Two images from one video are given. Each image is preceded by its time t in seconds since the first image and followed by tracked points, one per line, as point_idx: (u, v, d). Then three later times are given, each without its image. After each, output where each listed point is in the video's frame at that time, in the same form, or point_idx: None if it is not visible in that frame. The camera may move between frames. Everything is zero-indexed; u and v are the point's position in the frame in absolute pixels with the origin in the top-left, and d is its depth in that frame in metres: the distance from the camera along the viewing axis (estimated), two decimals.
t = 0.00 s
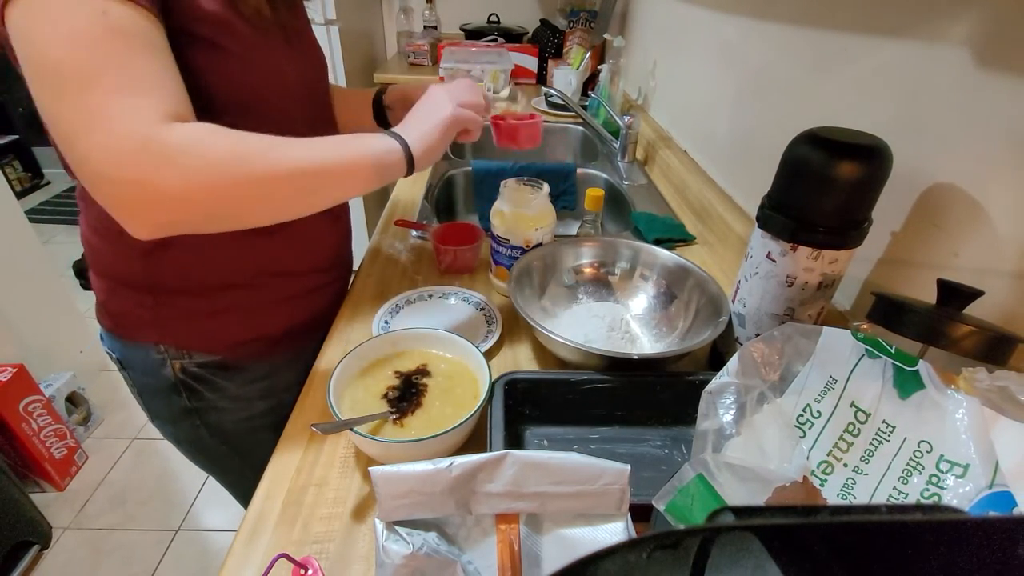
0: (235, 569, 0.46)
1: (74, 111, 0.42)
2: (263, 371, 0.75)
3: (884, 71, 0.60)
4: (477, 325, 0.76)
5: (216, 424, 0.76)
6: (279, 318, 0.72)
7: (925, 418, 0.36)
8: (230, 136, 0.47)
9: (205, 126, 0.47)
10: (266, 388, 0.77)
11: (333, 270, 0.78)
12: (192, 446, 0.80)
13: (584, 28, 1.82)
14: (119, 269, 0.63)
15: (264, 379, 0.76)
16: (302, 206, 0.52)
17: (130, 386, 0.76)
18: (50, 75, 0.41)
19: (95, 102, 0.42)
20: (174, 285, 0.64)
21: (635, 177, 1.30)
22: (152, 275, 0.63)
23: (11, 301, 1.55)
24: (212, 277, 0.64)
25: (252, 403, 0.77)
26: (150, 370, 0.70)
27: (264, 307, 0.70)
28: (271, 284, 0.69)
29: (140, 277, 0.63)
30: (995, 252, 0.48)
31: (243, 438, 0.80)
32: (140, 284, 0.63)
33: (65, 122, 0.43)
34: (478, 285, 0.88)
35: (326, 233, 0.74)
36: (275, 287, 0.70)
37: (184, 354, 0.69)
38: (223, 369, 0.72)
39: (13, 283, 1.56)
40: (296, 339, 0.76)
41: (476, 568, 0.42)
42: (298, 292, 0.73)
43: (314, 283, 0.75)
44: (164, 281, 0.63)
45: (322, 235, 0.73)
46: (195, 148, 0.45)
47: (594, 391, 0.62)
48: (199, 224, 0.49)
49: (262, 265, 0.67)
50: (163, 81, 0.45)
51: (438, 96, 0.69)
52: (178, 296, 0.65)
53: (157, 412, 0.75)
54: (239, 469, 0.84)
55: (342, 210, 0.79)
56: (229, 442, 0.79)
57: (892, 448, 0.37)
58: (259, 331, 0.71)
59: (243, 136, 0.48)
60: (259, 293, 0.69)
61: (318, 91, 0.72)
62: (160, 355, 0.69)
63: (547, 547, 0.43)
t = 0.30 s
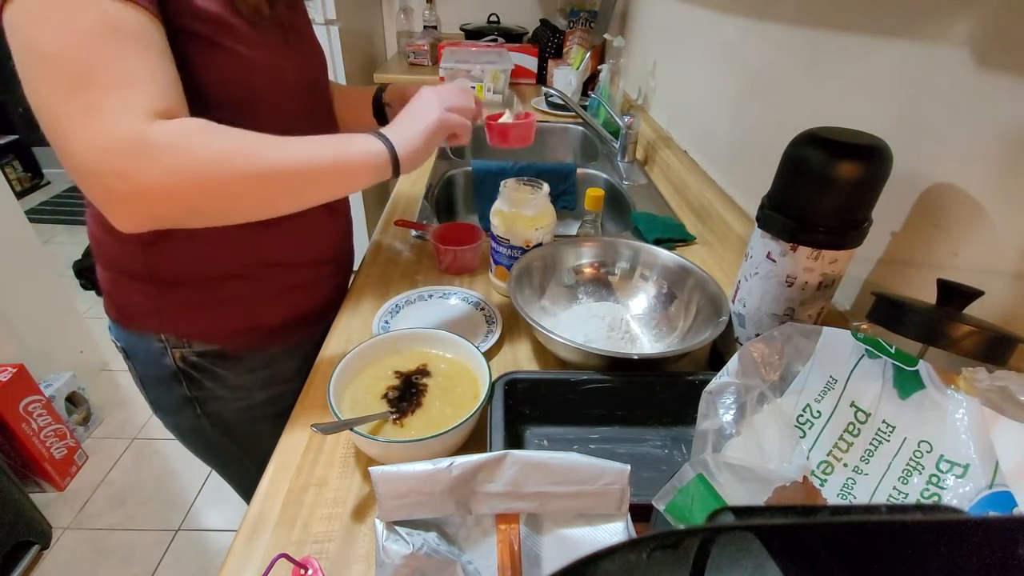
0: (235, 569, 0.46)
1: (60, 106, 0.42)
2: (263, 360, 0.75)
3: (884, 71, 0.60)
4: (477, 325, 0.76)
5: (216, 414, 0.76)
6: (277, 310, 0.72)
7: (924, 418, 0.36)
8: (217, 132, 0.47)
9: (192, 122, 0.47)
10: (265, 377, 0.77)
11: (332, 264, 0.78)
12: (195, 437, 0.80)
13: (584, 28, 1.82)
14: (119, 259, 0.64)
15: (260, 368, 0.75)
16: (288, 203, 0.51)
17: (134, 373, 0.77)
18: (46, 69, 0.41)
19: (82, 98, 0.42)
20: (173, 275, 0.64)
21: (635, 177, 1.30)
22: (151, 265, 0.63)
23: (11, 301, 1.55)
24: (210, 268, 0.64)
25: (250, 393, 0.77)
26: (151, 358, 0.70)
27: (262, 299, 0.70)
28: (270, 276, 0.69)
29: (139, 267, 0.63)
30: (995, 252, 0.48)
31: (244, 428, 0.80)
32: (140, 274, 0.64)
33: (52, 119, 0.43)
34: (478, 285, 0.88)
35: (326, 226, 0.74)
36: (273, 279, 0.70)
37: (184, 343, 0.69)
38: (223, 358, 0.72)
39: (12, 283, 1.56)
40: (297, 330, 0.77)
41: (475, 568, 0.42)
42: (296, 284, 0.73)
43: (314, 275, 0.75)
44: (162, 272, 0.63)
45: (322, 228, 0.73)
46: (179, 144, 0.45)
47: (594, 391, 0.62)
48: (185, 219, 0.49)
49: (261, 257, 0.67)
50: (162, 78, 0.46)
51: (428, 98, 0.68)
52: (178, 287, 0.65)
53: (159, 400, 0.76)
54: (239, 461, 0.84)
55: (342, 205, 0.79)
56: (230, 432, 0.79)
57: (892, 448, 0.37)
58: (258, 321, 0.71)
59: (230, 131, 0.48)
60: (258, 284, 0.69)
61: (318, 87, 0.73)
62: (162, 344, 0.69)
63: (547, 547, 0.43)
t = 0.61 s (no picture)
0: (235, 568, 0.46)
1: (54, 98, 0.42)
2: (257, 355, 0.75)
3: (884, 72, 0.60)
4: (477, 325, 0.76)
5: (211, 408, 0.76)
6: (273, 305, 0.72)
7: (924, 418, 0.36)
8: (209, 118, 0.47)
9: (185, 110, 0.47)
10: (261, 372, 0.77)
11: (331, 262, 0.78)
12: (193, 431, 0.80)
13: (584, 28, 1.82)
14: (119, 251, 0.64)
15: (258, 364, 0.76)
16: (278, 185, 0.51)
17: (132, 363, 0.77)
18: (35, 63, 0.41)
19: (73, 90, 0.42)
20: (172, 267, 0.64)
21: (635, 177, 1.30)
22: (149, 256, 0.63)
23: (11, 302, 1.54)
24: (209, 260, 0.65)
25: (245, 387, 0.77)
26: (149, 349, 0.71)
27: (258, 292, 0.70)
28: (268, 270, 0.69)
29: (138, 258, 0.63)
30: (995, 252, 0.48)
31: (240, 423, 0.80)
32: (139, 266, 0.64)
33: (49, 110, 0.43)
34: (478, 285, 0.88)
35: (326, 223, 0.74)
36: (269, 275, 0.70)
37: (182, 336, 0.69)
38: (220, 351, 0.72)
39: (12, 284, 1.56)
40: (294, 326, 0.77)
41: (475, 568, 0.42)
42: (293, 280, 0.73)
43: (314, 271, 0.75)
44: (161, 263, 0.64)
45: (321, 224, 0.73)
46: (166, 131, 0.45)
47: (593, 391, 0.62)
48: (182, 207, 0.49)
49: (259, 250, 0.67)
50: (154, 74, 0.46)
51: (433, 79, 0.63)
52: (175, 280, 0.65)
53: (156, 392, 0.76)
54: (237, 457, 0.84)
55: (342, 203, 0.79)
56: (225, 426, 0.79)
57: (892, 448, 0.37)
58: (256, 314, 0.71)
59: (222, 116, 0.48)
60: (256, 278, 0.69)
61: (319, 86, 0.72)
62: (158, 337, 0.69)
63: (547, 547, 0.43)
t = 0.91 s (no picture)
0: (235, 568, 0.46)
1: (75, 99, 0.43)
2: (257, 354, 0.75)
3: (883, 72, 0.60)
4: (477, 325, 0.76)
5: (212, 406, 0.76)
6: (273, 304, 0.72)
7: (924, 418, 0.36)
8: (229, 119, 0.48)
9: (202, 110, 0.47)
10: (261, 371, 0.77)
11: (330, 263, 0.78)
12: (193, 428, 0.80)
13: (584, 28, 1.82)
14: (121, 249, 0.64)
15: (258, 362, 0.76)
16: (295, 189, 0.51)
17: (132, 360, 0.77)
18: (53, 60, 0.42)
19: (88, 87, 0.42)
20: (173, 266, 0.64)
21: (635, 177, 1.30)
22: (150, 255, 0.63)
23: (11, 301, 1.54)
24: (211, 259, 0.65)
25: (245, 385, 0.77)
26: (150, 347, 0.71)
27: (258, 292, 0.70)
28: (267, 269, 0.69)
29: (139, 257, 0.63)
30: (994, 252, 0.48)
31: (241, 422, 0.80)
32: (140, 265, 0.64)
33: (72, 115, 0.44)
34: (478, 285, 0.88)
35: (326, 222, 0.74)
36: (269, 274, 0.70)
37: (182, 334, 0.69)
38: (220, 349, 0.72)
39: (12, 284, 1.56)
40: (294, 324, 0.76)
41: (475, 568, 0.42)
42: (293, 279, 0.73)
43: (313, 270, 0.75)
44: (162, 261, 0.64)
45: (322, 224, 0.73)
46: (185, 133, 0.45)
47: (593, 391, 0.62)
48: (194, 207, 0.49)
49: (260, 250, 0.67)
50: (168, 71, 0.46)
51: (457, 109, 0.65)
52: (177, 278, 0.65)
53: (157, 390, 0.76)
54: (238, 456, 0.84)
55: (343, 203, 0.79)
56: (225, 424, 0.79)
57: (892, 448, 0.37)
58: (257, 312, 0.71)
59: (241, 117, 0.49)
60: (256, 277, 0.69)
61: (321, 86, 0.72)
62: (160, 336, 0.69)
63: (547, 547, 0.43)
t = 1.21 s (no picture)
0: (235, 568, 0.46)
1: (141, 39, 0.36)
2: (257, 355, 0.75)
3: (884, 72, 0.60)
4: (477, 325, 0.76)
5: (212, 407, 0.76)
6: (274, 305, 0.72)
7: (924, 418, 0.36)
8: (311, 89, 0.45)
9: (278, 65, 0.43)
10: (260, 373, 0.77)
11: (330, 265, 0.78)
12: (191, 428, 0.80)
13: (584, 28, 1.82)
14: (121, 251, 0.64)
15: (257, 363, 0.75)
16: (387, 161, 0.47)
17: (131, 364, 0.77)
18: None
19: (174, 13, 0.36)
20: (173, 267, 0.64)
21: (635, 177, 1.30)
22: (150, 257, 0.63)
23: (11, 301, 1.54)
24: (213, 261, 0.65)
25: (245, 386, 0.77)
26: (150, 349, 0.71)
27: (258, 294, 0.70)
28: (267, 271, 0.69)
29: (140, 259, 0.63)
30: (994, 252, 0.48)
31: (240, 423, 0.80)
32: (139, 267, 0.64)
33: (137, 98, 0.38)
34: (478, 285, 0.88)
35: (326, 225, 0.74)
36: (270, 276, 0.70)
37: (182, 336, 0.69)
38: (219, 351, 0.71)
39: (12, 284, 1.56)
40: (293, 325, 0.76)
41: (475, 568, 0.42)
42: (293, 281, 0.72)
43: (313, 272, 0.75)
44: (162, 263, 0.64)
45: (322, 227, 0.73)
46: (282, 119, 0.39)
47: (593, 391, 0.62)
48: (299, 155, 0.41)
49: (261, 251, 0.67)
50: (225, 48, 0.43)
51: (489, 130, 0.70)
52: (176, 280, 0.65)
53: (157, 391, 0.76)
54: (237, 457, 0.84)
55: (343, 205, 0.79)
56: (224, 424, 0.79)
57: (892, 448, 0.37)
58: (257, 314, 0.71)
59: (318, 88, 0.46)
60: (256, 278, 0.69)
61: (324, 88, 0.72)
62: (159, 337, 0.69)
63: (547, 547, 0.43)
